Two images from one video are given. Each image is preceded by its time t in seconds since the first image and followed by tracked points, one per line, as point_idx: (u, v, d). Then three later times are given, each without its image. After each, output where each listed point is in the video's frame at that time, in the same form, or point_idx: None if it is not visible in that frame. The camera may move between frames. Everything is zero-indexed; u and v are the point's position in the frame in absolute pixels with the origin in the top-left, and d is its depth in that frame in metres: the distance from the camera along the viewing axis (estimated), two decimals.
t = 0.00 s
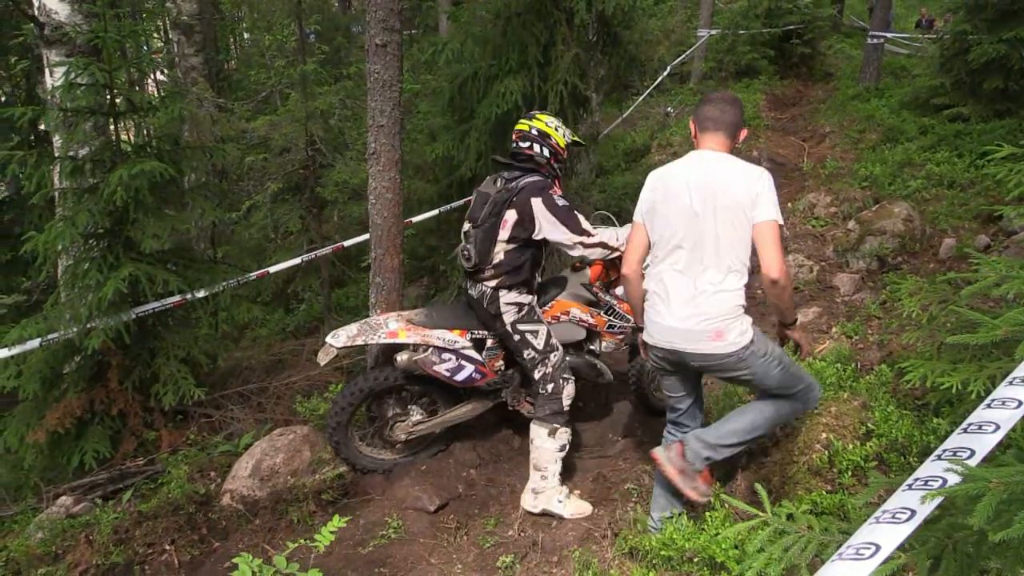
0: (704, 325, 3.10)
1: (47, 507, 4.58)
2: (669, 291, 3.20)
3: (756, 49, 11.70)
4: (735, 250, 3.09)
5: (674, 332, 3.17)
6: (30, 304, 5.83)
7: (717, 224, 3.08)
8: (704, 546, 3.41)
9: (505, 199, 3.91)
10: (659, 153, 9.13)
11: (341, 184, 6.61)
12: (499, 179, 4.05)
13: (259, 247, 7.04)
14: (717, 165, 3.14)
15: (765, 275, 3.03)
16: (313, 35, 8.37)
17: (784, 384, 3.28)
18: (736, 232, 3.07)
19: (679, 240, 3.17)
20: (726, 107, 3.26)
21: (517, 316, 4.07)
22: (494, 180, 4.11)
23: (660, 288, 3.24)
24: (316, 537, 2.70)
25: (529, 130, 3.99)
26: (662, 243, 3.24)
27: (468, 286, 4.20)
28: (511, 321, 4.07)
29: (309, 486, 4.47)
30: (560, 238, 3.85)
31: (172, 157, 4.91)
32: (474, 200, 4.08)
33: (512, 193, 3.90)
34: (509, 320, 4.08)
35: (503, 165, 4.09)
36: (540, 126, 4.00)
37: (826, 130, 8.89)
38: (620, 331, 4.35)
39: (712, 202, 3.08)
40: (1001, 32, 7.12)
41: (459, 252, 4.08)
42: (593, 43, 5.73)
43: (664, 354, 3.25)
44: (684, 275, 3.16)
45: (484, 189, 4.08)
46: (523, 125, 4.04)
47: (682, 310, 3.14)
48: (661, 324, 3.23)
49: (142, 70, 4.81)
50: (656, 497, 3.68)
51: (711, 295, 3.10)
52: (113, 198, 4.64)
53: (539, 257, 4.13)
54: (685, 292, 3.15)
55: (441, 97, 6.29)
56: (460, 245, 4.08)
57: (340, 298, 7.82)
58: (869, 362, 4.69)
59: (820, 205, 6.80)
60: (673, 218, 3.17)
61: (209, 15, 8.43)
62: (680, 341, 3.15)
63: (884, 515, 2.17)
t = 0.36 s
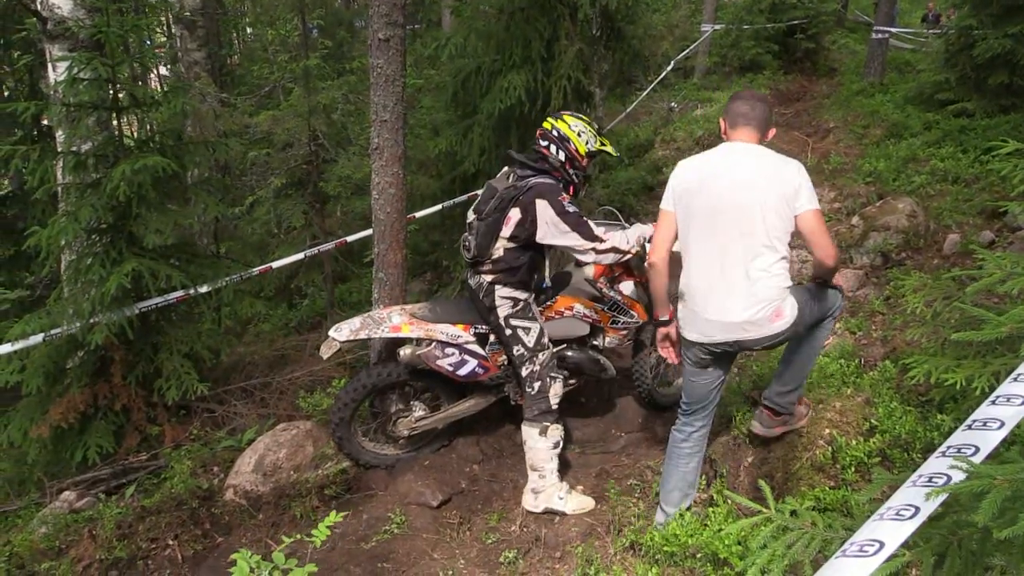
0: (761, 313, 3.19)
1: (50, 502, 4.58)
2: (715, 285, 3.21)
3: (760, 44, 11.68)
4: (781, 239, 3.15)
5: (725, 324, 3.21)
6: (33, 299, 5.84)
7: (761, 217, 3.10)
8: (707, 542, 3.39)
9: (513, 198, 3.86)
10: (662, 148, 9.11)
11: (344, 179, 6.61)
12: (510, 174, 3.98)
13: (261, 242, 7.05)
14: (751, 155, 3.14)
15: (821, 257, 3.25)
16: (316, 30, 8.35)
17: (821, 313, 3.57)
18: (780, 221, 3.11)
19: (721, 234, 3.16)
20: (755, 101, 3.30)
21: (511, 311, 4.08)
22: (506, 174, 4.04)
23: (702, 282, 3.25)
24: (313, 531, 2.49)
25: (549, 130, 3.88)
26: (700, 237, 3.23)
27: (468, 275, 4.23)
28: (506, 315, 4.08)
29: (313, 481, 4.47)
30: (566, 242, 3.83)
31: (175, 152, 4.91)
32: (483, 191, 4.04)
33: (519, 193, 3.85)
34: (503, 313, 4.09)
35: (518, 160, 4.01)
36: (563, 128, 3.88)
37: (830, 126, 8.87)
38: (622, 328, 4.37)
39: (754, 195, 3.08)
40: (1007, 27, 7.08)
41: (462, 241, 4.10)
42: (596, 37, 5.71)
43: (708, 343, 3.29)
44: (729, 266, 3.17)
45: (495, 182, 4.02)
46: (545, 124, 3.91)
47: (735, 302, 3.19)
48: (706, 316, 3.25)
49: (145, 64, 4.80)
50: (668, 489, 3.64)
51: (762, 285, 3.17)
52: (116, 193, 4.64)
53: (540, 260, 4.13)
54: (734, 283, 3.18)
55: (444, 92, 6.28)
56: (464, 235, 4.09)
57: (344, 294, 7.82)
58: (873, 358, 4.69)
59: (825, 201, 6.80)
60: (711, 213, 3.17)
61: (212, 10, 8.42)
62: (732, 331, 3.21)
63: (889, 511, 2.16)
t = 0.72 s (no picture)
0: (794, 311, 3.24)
1: (53, 499, 4.59)
2: (751, 278, 3.26)
3: (762, 39, 11.64)
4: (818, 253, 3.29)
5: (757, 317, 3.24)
6: (36, 296, 5.85)
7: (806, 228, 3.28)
8: (709, 538, 3.42)
9: (525, 191, 3.93)
10: (664, 144, 9.09)
11: (346, 176, 6.60)
12: (520, 169, 4.06)
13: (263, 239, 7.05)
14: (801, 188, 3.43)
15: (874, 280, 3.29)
16: (317, 27, 8.33)
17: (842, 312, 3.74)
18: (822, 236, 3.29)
19: (764, 238, 3.30)
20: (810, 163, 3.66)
21: (517, 306, 4.09)
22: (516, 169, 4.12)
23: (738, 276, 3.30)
24: (331, 533, 2.53)
25: (560, 127, 3.98)
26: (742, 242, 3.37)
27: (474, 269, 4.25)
28: (512, 310, 4.09)
29: (315, 478, 4.48)
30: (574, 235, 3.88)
31: (176, 149, 4.91)
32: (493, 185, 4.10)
33: (529, 185, 3.92)
34: (509, 308, 4.10)
35: (527, 155, 4.09)
36: (572, 126, 3.98)
37: (832, 121, 8.85)
38: (624, 325, 4.37)
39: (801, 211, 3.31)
40: (1010, 20, 7.03)
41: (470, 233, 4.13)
42: (598, 33, 5.70)
43: (735, 338, 3.29)
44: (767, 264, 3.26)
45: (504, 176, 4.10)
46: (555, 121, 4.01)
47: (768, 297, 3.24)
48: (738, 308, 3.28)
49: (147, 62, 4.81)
50: (684, 477, 3.61)
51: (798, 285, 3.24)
52: (117, 190, 4.64)
53: (547, 254, 4.16)
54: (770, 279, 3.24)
55: (445, 89, 6.27)
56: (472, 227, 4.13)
57: (345, 290, 7.82)
58: (876, 354, 4.68)
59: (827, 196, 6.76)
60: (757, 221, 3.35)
61: (213, 7, 8.42)
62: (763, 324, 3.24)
63: (890, 509, 2.16)
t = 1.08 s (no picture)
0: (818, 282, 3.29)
1: (52, 497, 4.59)
2: (774, 251, 3.36)
3: (762, 36, 11.63)
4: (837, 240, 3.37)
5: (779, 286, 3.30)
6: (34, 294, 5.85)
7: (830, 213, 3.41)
8: (708, 536, 3.42)
9: (525, 195, 3.90)
10: (663, 142, 9.07)
11: (344, 173, 6.59)
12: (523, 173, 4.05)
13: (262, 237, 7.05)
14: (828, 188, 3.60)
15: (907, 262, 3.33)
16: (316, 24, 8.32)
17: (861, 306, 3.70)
18: (847, 220, 3.41)
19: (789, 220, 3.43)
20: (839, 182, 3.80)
21: (517, 307, 4.06)
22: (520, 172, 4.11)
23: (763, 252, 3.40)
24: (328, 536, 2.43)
25: (565, 135, 3.94)
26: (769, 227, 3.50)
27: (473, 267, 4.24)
28: (512, 312, 4.06)
29: (313, 476, 4.47)
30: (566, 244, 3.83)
31: (174, 146, 4.91)
32: (497, 187, 4.11)
33: (531, 191, 3.89)
34: (509, 310, 4.06)
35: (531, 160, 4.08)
36: (577, 134, 3.95)
37: (832, 118, 8.84)
38: (621, 323, 4.40)
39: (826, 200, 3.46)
40: (1010, 18, 7.01)
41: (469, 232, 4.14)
42: (597, 30, 5.68)
43: (753, 312, 3.35)
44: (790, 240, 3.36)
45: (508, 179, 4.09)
46: (562, 129, 3.98)
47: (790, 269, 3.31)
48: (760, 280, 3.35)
49: (145, 59, 4.80)
50: (687, 470, 3.62)
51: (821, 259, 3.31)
52: (115, 188, 4.63)
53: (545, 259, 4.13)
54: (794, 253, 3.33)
55: (444, 86, 6.25)
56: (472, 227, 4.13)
57: (344, 289, 7.82)
58: (875, 352, 4.67)
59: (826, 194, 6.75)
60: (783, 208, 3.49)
61: (212, 4, 8.40)
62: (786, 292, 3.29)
63: (889, 510, 2.16)
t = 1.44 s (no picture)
0: (817, 287, 3.27)
1: (49, 496, 4.58)
2: (776, 256, 3.32)
3: (760, 35, 11.62)
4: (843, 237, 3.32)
5: (777, 292, 3.29)
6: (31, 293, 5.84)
7: (830, 209, 3.34)
8: (704, 535, 3.41)
9: (565, 218, 3.78)
10: (661, 140, 9.08)
11: (342, 172, 6.58)
12: (568, 189, 3.89)
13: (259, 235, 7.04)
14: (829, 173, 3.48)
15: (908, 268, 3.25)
16: (313, 22, 8.30)
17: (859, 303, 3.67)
18: (847, 216, 3.32)
19: (787, 220, 3.38)
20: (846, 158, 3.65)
21: (523, 314, 4.05)
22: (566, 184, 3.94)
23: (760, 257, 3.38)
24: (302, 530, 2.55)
25: (603, 161, 3.77)
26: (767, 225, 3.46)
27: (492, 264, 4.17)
28: (518, 318, 4.06)
29: (310, 475, 4.47)
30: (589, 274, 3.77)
31: (171, 145, 4.90)
32: (539, 194, 3.94)
33: (571, 214, 3.77)
34: (515, 316, 4.07)
35: (579, 178, 3.89)
36: (617, 161, 3.74)
37: (829, 117, 8.84)
38: (623, 322, 4.40)
39: (825, 193, 3.37)
40: (1008, 16, 7.00)
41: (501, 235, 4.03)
42: (594, 28, 5.67)
43: (758, 318, 3.32)
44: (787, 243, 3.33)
45: (551, 190, 3.92)
46: (600, 153, 3.80)
47: (788, 274, 3.28)
48: (757, 284, 3.34)
49: (142, 58, 4.79)
50: (701, 469, 3.61)
51: (820, 262, 3.28)
52: (112, 186, 4.61)
53: (567, 279, 4.07)
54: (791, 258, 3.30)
55: (441, 84, 6.24)
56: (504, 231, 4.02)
57: (341, 287, 7.82)
58: (872, 350, 4.68)
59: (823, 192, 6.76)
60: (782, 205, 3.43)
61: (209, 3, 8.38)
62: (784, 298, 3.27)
63: (882, 504, 2.16)
